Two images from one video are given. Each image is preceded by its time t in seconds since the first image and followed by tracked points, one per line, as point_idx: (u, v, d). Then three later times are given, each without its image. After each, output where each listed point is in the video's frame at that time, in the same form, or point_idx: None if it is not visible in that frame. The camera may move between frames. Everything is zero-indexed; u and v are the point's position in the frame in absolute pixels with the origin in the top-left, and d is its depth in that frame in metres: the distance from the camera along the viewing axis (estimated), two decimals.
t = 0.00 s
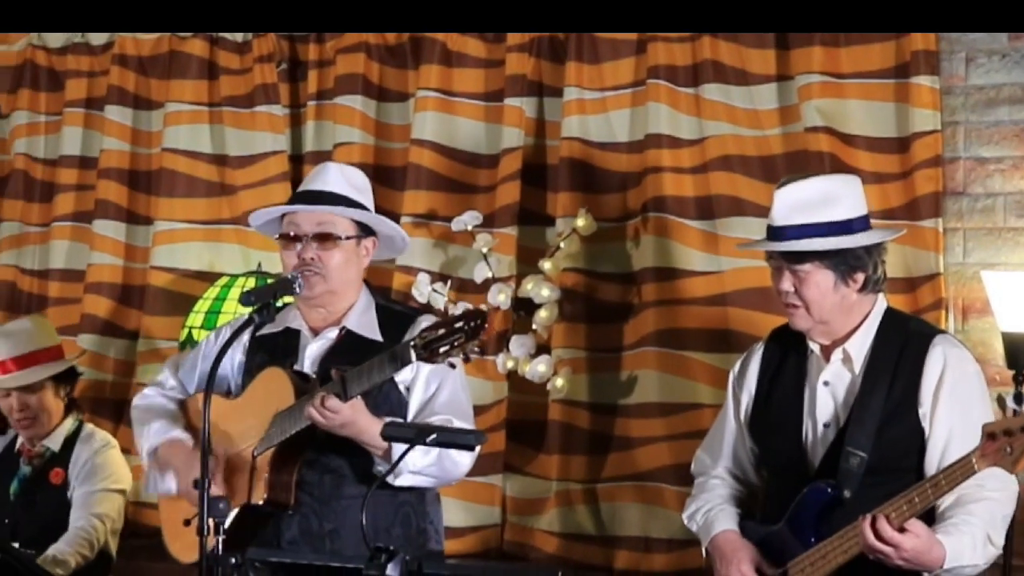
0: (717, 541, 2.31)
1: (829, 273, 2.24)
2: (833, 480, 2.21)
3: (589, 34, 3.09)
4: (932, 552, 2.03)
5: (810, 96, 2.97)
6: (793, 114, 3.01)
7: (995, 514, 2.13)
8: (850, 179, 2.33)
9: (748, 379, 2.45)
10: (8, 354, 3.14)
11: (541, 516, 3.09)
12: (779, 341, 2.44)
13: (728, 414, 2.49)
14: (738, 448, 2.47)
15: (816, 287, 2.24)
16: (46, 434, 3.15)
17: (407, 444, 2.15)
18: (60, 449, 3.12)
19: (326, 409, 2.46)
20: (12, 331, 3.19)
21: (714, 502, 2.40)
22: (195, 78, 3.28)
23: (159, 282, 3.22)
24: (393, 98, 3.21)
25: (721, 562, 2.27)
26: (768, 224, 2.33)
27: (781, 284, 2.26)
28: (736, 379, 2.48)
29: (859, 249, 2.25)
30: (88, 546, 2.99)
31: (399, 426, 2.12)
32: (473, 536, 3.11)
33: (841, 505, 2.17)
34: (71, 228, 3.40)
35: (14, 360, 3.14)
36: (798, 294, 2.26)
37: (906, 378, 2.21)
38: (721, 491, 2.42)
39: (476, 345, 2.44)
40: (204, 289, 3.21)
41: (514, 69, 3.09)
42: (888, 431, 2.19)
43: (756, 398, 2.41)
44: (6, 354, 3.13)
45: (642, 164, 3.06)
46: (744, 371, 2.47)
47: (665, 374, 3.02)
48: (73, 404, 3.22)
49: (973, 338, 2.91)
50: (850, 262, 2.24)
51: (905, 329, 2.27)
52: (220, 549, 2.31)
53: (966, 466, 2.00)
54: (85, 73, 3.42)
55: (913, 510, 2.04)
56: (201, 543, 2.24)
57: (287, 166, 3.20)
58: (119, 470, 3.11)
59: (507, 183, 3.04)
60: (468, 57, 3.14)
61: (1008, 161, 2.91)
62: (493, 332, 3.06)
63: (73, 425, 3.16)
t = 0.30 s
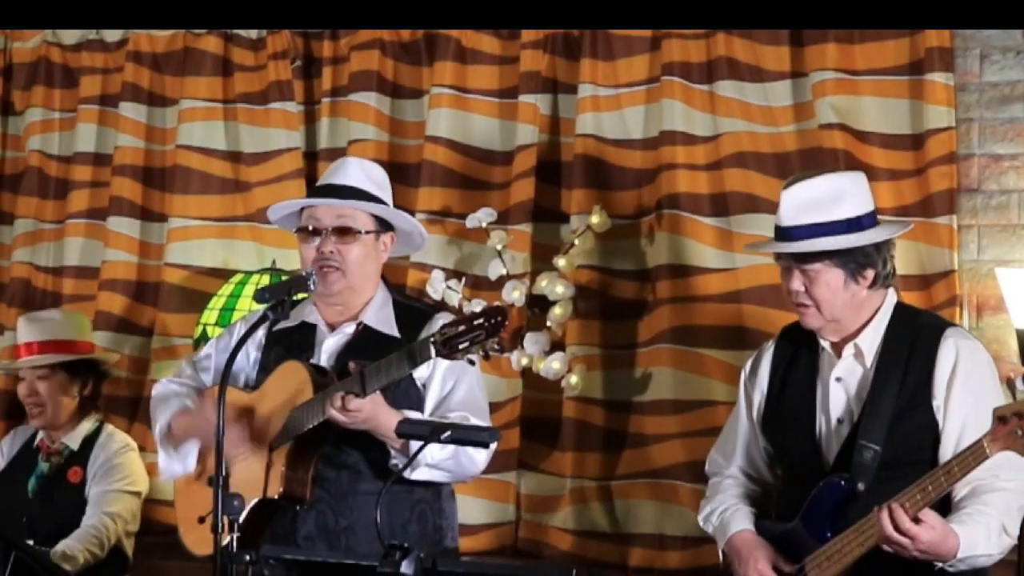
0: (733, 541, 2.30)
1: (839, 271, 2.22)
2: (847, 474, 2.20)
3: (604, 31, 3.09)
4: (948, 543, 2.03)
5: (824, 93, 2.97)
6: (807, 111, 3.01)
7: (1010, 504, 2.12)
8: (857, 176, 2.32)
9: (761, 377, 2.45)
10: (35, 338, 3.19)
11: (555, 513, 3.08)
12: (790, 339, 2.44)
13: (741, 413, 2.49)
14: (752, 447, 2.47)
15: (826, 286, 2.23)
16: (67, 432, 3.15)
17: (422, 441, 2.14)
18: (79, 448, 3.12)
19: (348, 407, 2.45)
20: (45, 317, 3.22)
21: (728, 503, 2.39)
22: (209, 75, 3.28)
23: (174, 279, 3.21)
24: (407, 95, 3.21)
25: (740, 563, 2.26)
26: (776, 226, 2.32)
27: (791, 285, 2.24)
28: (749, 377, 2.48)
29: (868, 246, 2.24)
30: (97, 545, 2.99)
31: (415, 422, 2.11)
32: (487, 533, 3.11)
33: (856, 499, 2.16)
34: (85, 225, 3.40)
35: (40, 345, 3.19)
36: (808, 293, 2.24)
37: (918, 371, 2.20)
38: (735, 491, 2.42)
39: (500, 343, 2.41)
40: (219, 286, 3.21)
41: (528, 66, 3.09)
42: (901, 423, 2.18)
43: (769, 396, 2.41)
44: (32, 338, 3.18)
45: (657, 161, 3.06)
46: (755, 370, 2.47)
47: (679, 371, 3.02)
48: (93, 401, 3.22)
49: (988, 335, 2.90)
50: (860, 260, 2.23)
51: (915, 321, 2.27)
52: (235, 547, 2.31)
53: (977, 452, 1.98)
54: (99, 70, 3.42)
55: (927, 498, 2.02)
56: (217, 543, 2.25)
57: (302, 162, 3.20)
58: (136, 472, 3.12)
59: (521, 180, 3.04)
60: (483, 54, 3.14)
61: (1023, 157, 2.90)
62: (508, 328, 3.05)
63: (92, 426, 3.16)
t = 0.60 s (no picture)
0: (753, 539, 2.31)
1: (869, 275, 2.21)
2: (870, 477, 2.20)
3: (617, 29, 3.09)
4: (975, 549, 2.03)
5: (838, 90, 2.96)
6: (821, 108, 3.01)
7: None
8: (891, 176, 2.29)
9: (784, 371, 2.45)
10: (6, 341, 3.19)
11: (569, 511, 3.09)
12: (815, 334, 2.43)
13: (763, 408, 2.48)
14: (774, 442, 2.47)
15: (855, 289, 2.22)
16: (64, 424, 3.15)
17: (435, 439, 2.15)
18: (77, 440, 3.12)
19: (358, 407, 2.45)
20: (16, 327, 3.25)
21: (750, 498, 2.41)
22: (223, 73, 3.28)
23: (188, 276, 3.21)
24: (421, 92, 3.21)
25: (760, 561, 2.27)
26: (807, 225, 2.30)
27: (820, 286, 2.24)
28: (772, 370, 2.48)
29: (901, 252, 2.22)
30: (107, 533, 3.00)
31: (428, 421, 2.12)
32: (501, 530, 3.11)
33: (880, 503, 2.17)
34: (98, 223, 3.40)
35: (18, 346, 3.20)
36: (836, 295, 2.24)
37: (943, 373, 2.20)
38: (758, 485, 2.43)
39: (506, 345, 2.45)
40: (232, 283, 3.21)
41: (542, 64, 3.09)
42: (925, 426, 2.18)
43: (792, 392, 2.41)
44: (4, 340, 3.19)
45: (670, 159, 3.06)
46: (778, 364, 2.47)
47: (693, 368, 3.02)
48: (82, 386, 3.20)
49: (1002, 332, 2.90)
50: (891, 264, 2.22)
51: (941, 322, 2.26)
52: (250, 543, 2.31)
53: (1008, 470, 1.98)
54: (113, 68, 3.43)
55: (954, 508, 2.00)
56: (231, 540, 2.24)
57: (315, 160, 3.20)
58: (135, 457, 3.11)
59: (534, 177, 3.04)
60: (496, 52, 3.14)
61: None
62: (521, 326, 3.05)
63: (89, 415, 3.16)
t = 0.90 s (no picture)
0: (774, 542, 2.29)
1: (916, 273, 2.23)
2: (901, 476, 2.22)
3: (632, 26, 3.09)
4: (1011, 552, 2.03)
5: (852, 87, 2.96)
6: (835, 105, 3.01)
7: None
8: (943, 175, 2.31)
9: (814, 361, 2.44)
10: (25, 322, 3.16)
11: (583, 508, 3.09)
12: (848, 326, 2.42)
13: (793, 398, 2.47)
14: (801, 434, 2.46)
15: (900, 285, 2.23)
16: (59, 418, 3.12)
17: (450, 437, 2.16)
18: (72, 436, 3.05)
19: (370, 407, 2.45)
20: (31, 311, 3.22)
21: (773, 495, 2.38)
22: (238, 69, 3.29)
23: (203, 273, 3.22)
24: (435, 89, 3.21)
25: (784, 561, 2.26)
26: (857, 216, 2.30)
27: (864, 278, 2.24)
28: (802, 360, 2.47)
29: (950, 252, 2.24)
30: (120, 530, 2.92)
31: (443, 418, 2.12)
32: (515, 527, 3.11)
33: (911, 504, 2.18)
34: (113, 220, 3.41)
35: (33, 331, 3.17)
36: (880, 288, 2.24)
37: (977, 375, 2.21)
38: (780, 482, 2.40)
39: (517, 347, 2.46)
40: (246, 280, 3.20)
41: (556, 61, 3.10)
42: (958, 426, 2.20)
43: (821, 385, 2.40)
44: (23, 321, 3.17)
45: (685, 156, 3.06)
46: (810, 352, 2.46)
47: (707, 366, 3.02)
48: (86, 386, 3.18)
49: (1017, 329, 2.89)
50: (939, 263, 2.23)
51: (977, 323, 2.27)
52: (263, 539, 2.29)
53: None
54: (127, 64, 3.43)
55: (990, 513, 2.01)
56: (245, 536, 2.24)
57: (329, 157, 3.20)
58: (135, 451, 3.04)
59: (549, 174, 3.04)
60: (510, 49, 3.15)
61: None
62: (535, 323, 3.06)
63: (84, 410, 3.09)
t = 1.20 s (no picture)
0: (798, 537, 2.30)
1: (947, 269, 2.24)
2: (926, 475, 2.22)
3: (646, 24, 3.10)
4: None
5: (867, 85, 2.97)
6: (850, 102, 3.01)
7: None
8: (979, 172, 2.31)
9: (840, 355, 2.45)
10: (69, 313, 3.15)
11: (598, 505, 3.09)
12: (874, 322, 2.44)
13: (817, 393, 2.48)
14: (826, 429, 2.47)
15: (930, 280, 2.24)
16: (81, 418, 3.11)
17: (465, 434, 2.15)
18: (92, 437, 3.04)
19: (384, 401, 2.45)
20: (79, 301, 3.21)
21: (797, 490, 2.39)
22: (251, 67, 3.29)
23: (216, 271, 3.22)
24: (449, 87, 3.21)
25: (809, 558, 2.27)
26: (892, 209, 2.31)
27: (895, 271, 2.25)
28: (826, 355, 2.49)
29: (981, 250, 2.25)
30: (140, 542, 2.93)
31: (457, 415, 2.12)
32: (529, 525, 3.12)
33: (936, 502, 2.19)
34: (127, 217, 3.41)
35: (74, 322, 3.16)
36: (910, 283, 2.25)
37: (1003, 371, 2.22)
38: (804, 477, 2.41)
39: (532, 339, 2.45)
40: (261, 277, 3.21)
41: (570, 58, 3.10)
42: (983, 424, 2.21)
43: (846, 379, 2.42)
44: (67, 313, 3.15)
45: (699, 153, 3.06)
46: (834, 348, 2.48)
47: (721, 363, 3.01)
48: (111, 393, 3.19)
49: None
50: (970, 261, 2.24)
51: (1003, 321, 2.28)
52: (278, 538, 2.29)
53: None
54: (141, 62, 3.44)
55: (1017, 512, 2.02)
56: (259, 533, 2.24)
57: (343, 154, 3.19)
58: (155, 458, 3.03)
59: (563, 171, 3.05)
60: (525, 46, 3.14)
61: None
62: (549, 320, 3.07)
63: (104, 412, 3.09)
